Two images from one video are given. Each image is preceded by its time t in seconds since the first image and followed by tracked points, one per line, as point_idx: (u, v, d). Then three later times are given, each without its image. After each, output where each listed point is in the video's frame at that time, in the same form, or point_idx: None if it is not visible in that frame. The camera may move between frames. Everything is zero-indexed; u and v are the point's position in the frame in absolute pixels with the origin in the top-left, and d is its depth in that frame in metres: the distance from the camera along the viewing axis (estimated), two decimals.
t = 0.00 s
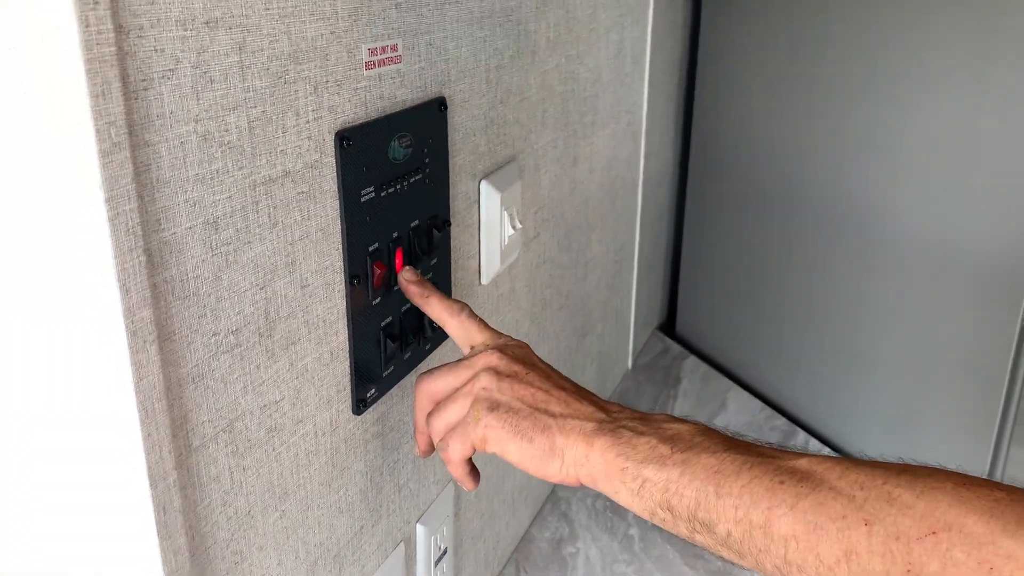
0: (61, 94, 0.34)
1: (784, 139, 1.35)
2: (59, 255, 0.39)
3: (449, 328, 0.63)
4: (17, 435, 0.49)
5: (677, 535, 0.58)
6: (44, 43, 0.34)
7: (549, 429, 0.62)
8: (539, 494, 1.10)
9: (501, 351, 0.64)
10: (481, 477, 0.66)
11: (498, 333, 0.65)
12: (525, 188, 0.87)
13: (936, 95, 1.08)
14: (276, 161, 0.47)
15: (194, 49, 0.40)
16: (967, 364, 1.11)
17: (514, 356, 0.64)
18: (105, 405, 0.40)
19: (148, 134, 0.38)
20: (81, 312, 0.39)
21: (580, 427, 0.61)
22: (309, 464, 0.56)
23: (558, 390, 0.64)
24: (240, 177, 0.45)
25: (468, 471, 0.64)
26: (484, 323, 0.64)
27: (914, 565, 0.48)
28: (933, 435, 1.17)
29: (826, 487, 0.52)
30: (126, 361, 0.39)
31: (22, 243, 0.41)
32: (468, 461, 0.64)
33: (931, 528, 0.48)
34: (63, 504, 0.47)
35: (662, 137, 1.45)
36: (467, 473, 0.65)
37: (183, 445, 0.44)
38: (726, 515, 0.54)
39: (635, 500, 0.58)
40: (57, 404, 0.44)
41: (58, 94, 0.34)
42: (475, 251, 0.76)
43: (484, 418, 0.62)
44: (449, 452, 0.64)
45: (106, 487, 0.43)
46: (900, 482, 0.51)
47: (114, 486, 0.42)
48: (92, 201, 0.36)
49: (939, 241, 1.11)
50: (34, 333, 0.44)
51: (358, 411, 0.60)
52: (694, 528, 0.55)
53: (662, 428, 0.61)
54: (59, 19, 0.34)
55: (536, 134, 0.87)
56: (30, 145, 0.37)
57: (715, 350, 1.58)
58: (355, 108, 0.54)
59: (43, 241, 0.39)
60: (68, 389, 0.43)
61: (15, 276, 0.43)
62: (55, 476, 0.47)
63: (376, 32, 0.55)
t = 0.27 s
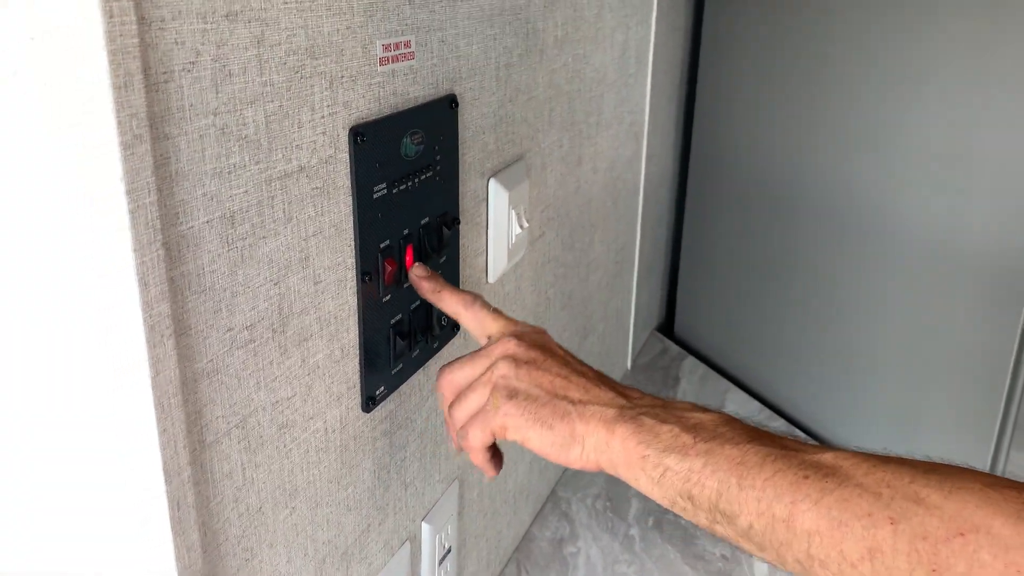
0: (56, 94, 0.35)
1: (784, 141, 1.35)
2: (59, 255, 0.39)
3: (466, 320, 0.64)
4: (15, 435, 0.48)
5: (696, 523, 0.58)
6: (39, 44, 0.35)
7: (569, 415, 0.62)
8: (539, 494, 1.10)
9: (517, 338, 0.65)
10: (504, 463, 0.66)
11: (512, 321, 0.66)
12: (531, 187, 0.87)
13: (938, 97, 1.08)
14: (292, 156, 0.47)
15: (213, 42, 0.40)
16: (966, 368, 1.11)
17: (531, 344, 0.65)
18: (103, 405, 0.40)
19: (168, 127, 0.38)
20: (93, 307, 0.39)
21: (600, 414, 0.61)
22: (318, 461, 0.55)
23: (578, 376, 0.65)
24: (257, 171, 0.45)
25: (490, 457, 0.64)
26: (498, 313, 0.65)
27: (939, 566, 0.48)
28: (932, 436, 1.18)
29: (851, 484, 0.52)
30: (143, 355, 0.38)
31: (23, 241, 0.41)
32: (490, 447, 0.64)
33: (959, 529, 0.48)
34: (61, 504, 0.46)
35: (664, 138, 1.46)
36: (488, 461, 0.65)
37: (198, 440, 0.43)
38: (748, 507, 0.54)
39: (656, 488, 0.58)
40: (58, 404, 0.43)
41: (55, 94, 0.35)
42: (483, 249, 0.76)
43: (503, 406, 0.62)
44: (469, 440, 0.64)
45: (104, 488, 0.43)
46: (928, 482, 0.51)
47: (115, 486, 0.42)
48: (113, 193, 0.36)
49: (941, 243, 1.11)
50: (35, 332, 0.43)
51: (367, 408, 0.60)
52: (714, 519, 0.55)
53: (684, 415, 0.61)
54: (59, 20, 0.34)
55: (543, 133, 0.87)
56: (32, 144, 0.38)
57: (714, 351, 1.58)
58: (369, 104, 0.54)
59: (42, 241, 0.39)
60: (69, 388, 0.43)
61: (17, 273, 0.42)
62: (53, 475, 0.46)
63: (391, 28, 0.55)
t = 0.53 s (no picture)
0: (58, 92, 0.35)
1: (781, 141, 1.35)
2: (59, 255, 0.39)
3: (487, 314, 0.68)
4: (13, 435, 0.47)
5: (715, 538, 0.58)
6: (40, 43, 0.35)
7: (590, 416, 0.62)
8: (536, 492, 1.10)
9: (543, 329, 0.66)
10: (518, 452, 0.67)
11: (537, 309, 0.68)
12: (531, 184, 0.87)
13: (938, 95, 1.08)
14: (293, 150, 0.47)
15: (217, 35, 0.40)
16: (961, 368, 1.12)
17: (558, 338, 0.66)
18: (104, 404, 0.40)
19: (170, 120, 0.38)
20: (94, 302, 0.38)
21: (623, 419, 0.61)
22: (318, 457, 0.55)
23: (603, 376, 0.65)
24: (259, 165, 0.44)
25: (502, 445, 0.65)
26: (519, 302, 0.68)
27: None
28: (931, 440, 1.18)
29: (881, 512, 0.52)
30: (144, 349, 0.38)
31: (23, 240, 0.41)
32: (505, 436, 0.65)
33: (992, 568, 0.48)
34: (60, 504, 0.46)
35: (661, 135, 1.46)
36: (501, 450, 0.66)
37: (198, 436, 0.43)
38: (771, 528, 0.54)
39: (675, 500, 0.58)
40: (58, 404, 0.43)
41: (57, 92, 0.35)
42: (482, 246, 0.76)
43: (524, 398, 0.62)
44: (484, 426, 0.64)
45: (104, 487, 0.43)
46: (961, 515, 0.51)
47: (116, 484, 0.42)
48: (114, 187, 0.36)
49: (940, 242, 1.12)
50: (35, 333, 0.43)
51: (367, 405, 0.60)
52: (735, 536, 0.55)
53: (707, 426, 0.61)
54: (61, 19, 0.34)
55: (543, 130, 0.87)
56: (31, 144, 0.38)
57: (710, 350, 1.58)
58: (371, 99, 0.54)
59: (39, 241, 0.40)
60: (69, 389, 0.42)
61: (17, 274, 0.42)
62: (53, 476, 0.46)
63: (393, 23, 0.54)
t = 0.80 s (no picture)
0: (58, 93, 0.35)
1: (782, 140, 1.35)
2: (59, 255, 0.39)
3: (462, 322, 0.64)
4: (14, 433, 0.47)
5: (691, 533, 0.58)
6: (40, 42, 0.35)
7: (561, 421, 0.62)
8: (537, 491, 1.10)
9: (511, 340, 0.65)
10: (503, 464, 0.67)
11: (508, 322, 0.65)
12: (531, 183, 0.87)
13: (941, 94, 1.08)
14: (295, 150, 0.47)
15: (217, 34, 0.40)
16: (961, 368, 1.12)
17: (527, 347, 0.65)
18: (105, 402, 0.40)
19: (171, 119, 0.38)
20: (97, 302, 0.38)
21: (592, 421, 0.61)
22: (318, 456, 0.55)
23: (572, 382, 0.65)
24: (259, 165, 0.44)
25: (485, 460, 0.65)
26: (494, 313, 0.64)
27: None
28: (933, 439, 1.18)
29: (842, 493, 0.52)
30: (146, 349, 0.38)
31: (24, 240, 0.41)
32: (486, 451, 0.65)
33: (948, 541, 0.47)
34: (60, 503, 0.46)
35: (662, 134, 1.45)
36: (485, 465, 0.66)
37: (199, 434, 0.43)
38: (738, 517, 0.54)
39: (648, 497, 0.58)
40: (59, 403, 0.43)
41: (57, 93, 0.35)
42: (482, 245, 0.76)
43: (497, 409, 0.63)
44: (465, 444, 0.65)
45: (104, 488, 0.43)
46: (917, 493, 0.50)
47: (116, 483, 0.42)
48: (116, 186, 0.36)
49: (942, 242, 1.11)
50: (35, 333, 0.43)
51: (367, 404, 0.60)
52: (705, 528, 0.56)
53: (676, 425, 0.61)
54: (62, 20, 0.34)
55: (543, 129, 0.87)
56: (31, 143, 0.38)
57: (710, 349, 1.58)
58: (371, 98, 0.54)
59: (38, 240, 0.40)
60: (69, 389, 0.42)
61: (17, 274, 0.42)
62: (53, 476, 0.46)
63: (394, 22, 0.54)
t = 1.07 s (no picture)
0: (60, 96, 0.36)
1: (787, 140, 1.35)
2: (59, 255, 0.39)
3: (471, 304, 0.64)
4: (14, 433, 0.47)
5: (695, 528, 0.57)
6: (42, 45, 0.35)
7: (569, 408, 0.62)
8: (542, 491, 1.10)
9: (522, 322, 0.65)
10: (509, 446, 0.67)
11: (520, 303, 0.65)
12: (536, 184, 0.87)
13: (946, 95, 1.08)
14: (298, 152, 0.47)
15: (220, 38, 0.40)
16: (966, 369, 1.12)
17: (538, 331, 0.65)
18: (105, 403, 0.41)
19: (175, 123, 0.38)
20: (101, 304, 0.39)
21: (601, 409, 0.61)
22: (323, 456, 0.56)
23: (582, 369, 0.64)
24: (263, 167, 0.45)
25: (491, 440, 0.66)
26: (504, 293, 0.65)
27: None
28: (938, 439, 1.18)
29: (850, 498, 0.51)
30: (150, 351, 0.38)
31: (24, 240, 0.41)
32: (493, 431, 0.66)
33: (956, 552, 0.47)
34: (60, 502, 0.46)
35: (667, 135, 1.45)
36: (491, 445, 0.67)
37: (203, 436, 0.43)
38: (745, 516, 0.53)
39: (654, 490, 0.57)
40: (59, 402, 0.43)
41: (60, 96, 0.36)
42: (486, 246, 0.76)
43: (504, 393, 0.63)
44: (471, 423, 0.65)
45: (104, 487, 0.43)
46: (926, 499, 0.50)
47: (118, 483, 0.42)
48: (120, 190, 0.36)
49: (947, 242, 1.11)
50: (34, 333, 0.43)
51: (371, 404, 0.60)
52: (710, 525, 0.55)
53: (686, 417, 0.60)
54: (65, 24, 0.34)
55: (547, 130, 0.87)
56: (31, 144, 0.38)
57: (716, 349, 1.58)
58: (374, 101, 0.54)
59: (38, 240, 0.40)
60: (70, 388, 0.43)
61: (16, 273, 0.42)
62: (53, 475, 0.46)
63: (397, 25, 0.55)
